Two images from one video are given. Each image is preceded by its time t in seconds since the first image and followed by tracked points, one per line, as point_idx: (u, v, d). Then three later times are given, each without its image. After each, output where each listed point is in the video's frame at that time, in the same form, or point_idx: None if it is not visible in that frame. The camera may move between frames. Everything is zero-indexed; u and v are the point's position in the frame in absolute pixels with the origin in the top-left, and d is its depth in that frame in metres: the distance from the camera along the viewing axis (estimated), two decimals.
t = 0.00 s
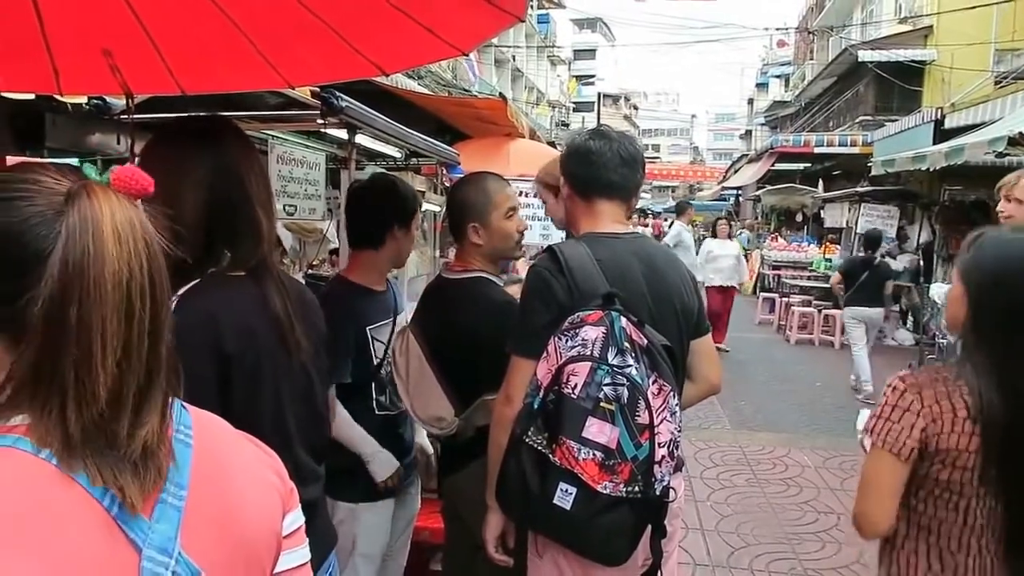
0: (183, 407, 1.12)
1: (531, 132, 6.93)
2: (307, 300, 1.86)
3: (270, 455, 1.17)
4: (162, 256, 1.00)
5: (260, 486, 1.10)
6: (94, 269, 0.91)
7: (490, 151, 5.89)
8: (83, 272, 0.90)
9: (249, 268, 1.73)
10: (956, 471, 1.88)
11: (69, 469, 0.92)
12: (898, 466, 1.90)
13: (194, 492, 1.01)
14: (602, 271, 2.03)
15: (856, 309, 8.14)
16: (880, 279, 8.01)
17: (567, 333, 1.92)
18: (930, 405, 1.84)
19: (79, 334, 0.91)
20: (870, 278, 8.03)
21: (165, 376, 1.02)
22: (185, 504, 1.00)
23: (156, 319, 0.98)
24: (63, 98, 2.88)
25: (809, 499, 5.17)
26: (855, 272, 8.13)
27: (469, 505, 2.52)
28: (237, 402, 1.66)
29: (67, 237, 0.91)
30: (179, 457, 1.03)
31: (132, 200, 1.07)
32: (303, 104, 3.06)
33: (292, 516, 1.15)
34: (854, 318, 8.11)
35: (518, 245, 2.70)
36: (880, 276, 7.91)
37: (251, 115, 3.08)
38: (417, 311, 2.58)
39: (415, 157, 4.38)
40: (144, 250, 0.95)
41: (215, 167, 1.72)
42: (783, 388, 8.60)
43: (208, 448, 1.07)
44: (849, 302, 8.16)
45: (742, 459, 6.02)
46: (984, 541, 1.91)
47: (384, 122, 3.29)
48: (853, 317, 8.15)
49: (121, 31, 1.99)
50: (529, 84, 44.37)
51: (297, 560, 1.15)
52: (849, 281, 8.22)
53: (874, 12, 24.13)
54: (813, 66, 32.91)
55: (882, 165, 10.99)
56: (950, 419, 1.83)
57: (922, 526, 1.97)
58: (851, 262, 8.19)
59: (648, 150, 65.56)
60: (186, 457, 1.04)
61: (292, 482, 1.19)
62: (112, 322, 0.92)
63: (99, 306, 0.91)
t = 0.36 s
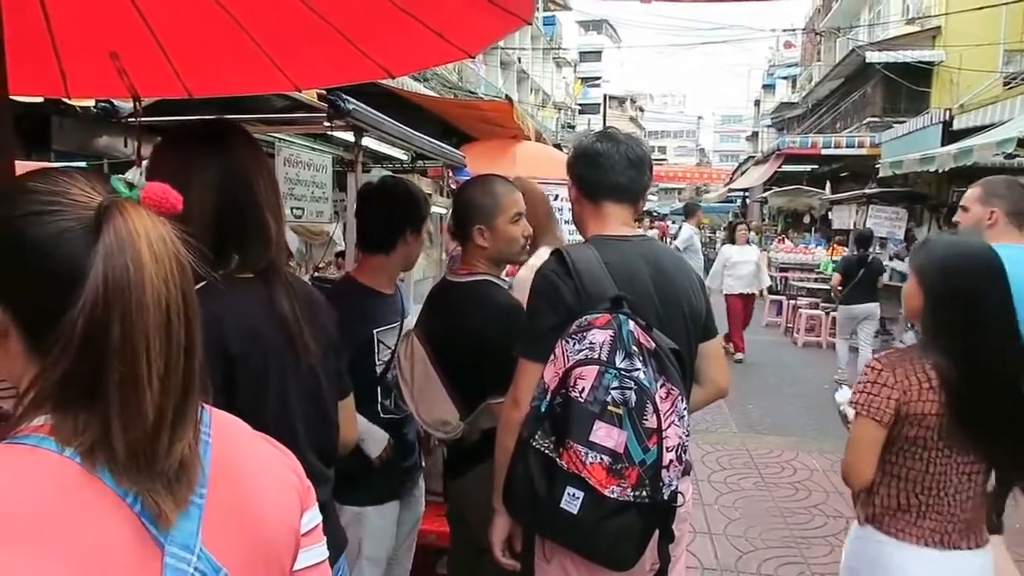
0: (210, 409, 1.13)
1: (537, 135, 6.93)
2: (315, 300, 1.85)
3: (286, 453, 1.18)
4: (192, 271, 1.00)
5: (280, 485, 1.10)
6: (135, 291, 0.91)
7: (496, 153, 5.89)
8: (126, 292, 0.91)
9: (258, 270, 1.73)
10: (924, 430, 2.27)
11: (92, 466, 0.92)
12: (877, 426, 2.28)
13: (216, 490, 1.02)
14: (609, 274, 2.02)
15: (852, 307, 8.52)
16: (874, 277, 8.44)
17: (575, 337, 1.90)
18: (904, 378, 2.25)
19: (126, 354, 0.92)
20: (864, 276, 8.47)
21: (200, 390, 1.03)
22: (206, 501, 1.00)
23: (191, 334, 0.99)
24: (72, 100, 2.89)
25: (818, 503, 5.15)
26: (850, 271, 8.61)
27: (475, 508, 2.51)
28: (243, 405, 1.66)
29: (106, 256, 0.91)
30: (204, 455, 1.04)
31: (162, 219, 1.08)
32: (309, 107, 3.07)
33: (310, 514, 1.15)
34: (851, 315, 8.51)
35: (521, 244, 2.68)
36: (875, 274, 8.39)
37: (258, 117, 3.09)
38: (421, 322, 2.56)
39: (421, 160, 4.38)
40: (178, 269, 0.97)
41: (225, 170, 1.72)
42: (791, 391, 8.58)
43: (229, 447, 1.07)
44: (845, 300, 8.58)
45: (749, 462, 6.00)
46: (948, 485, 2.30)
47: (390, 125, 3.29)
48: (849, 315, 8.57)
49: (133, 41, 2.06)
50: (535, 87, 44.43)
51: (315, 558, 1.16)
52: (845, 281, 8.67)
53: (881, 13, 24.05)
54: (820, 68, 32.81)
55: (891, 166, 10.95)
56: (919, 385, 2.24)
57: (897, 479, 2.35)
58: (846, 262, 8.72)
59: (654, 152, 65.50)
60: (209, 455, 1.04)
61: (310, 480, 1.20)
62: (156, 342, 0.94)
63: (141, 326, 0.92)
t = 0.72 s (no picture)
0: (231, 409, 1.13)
1: (550, 138, 6.92)
2: (331, 303, 1.85)
3: (309, 455, 1.18)
4: (204, 278, 1.00)
5: (298, 486, 1.10)
6: (139, 299, 0.92)
7: (509, 156, 5.88)
8: (129, 300, 0.91)
9: (272, 273, 1.73)
10: (899, 396, 2.70)
11: (125, 466, 0.93)
12: (857, 392, 2.70)
13: (239, 490, 1.03)
14: (623, 278, 2.00)
15: (848, 304, 8.49)
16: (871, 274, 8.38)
17: (587, 341, 1.89)
18: (881, 352, 2.68)
19: (130, 359, 0.92)
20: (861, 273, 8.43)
21: (215, 395, 1.02)
22: (232, 499, 1.01)
23: (202, 341, 0.98)
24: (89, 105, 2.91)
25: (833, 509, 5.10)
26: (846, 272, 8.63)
27: (488, 514, 2.49)
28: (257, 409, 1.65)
29: (110, 263, 0.92)
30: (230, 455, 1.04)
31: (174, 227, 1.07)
32: (322, 109, 3.07)
33: (331, 513, 1.16)
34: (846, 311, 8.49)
35: (541, 250, 2.70)
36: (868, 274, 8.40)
37: (271, 120, 3.10)
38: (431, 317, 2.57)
39: (434, 163, 4.37)
40: (186, 277, 0.96)
41: (241, 172, 1.72)
42: (806, 396, 8.50)
43: (248, 448, 1.07)
44: (841, 297, 8.53)
45: (764, 467, 5.95)
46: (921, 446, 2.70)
47: (402, 127, 3.28)
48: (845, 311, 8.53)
49: (151, 50, 2.12)
50: (547, 90, 44.43)
51: (335, 556, 1.16)
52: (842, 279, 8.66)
53: (897, 14, 23.87)
54: (834, 70, 32.61)
55: (906, 169, 10.84)
56: (893, 358, 2.67)
57: (876, 440, 2.76)
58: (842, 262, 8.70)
59: (667, 155, 65.32)
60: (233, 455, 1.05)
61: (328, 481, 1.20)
62: (158, 348, 0.93)
63: (146, 333, 0.92)
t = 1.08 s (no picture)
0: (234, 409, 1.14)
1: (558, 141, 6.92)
2: (339, 306, 1.85)
3: (312, 458, 1.19)
4: (205, 279, 1.00)
5: (304, 486, 1.11)
6: (137, 298, 0.92)
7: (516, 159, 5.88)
8: (128, 300, 0.92)
9: (280, 276, 1.73)
10: (886, 372, 3.00)
11: (134, 466, 0.93)
12: (852, 371, 2.98)
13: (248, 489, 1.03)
14: (631, 281, 2.00)
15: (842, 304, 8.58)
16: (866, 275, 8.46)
17: (595, 344, 1.89)
18: (869, 336, 2.97)
19: (127, 358, 0.93)
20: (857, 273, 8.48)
21: (215, 394, 1.03)
22: (241, 499, 1.02)
23: (201, 341, 0.98)
24: (99, 108, 2.92)
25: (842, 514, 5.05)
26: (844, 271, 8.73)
27: (495, 516, 2.49)
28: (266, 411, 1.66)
29: (110, 263, 0.93)
30: (235, 457, 1.05)
31: (174, 226, 1.06)
32: (330, 112, 3.08)
33: (333, 513, 1.16)
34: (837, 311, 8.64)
35: (551, 252, 2.71)
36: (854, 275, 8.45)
37: (280, 123, 3.11)
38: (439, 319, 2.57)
39: (442, 166, 4.37)
40: (186, 277, 0.96)
41: (248, 176, 1.72)
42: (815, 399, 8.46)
43: (254, 448, 1.08)
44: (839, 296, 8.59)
45: (772, 471, 5.92)
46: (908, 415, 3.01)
47: (410, 130, 3.29)
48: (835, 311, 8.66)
49: (160, 54, 2.14)
50: (555, 93, 44.45)
51: (338, 556, 1.16)
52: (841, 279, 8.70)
53: (907, 17, 23.77)
54: (843, 72, 32.50)
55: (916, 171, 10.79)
56: (879, 340, 2.98)
57: (869, 413, 3.03)
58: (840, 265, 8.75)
59: (675, 157, 65.20)
60: (240, 456, 1.05)
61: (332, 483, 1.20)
62: (157, 348, 0.94)
63: (143, 332, 0.93)
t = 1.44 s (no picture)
0: (229, 409, 1.13)
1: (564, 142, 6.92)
2: (349, 307, 1.85)
3: (314, 460, 1.17)
4: (193, 274, 0.99)
5: (305, 487, 1.09)
6: (121, 295, 0.91)
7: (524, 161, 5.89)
8: (112, 296, 0.91)
9: (293, 276, 1.73)
10: (858, 350, 3.27)
11: (124, 467, 0.93)
12: (827, 348, 3.24)
13: (245, 490, 1.02)
14: (641, 282, 1.99)
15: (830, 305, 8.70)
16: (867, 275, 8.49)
17: (605, 346, 1.89)
18: (842, 318, 3.25)
19: (111, 356, 0.92)
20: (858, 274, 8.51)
21: (206, 392, 1.02)
22: (236, 501, 1.01)
23: (189, 339, 0.97)
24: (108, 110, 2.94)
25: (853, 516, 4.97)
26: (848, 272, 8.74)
27: (504, 517, 2.49)
28: (276, 412, 1.66)
29: (95, 260, 0.92)
30: (231, 458, 1.04)
31: (164, 223, 1.04)
32: (338, 113, 3.09)
33: (335, 518, 1.15)
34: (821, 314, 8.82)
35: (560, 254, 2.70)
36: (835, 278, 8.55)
37: (288, 124, 3.12)
38: (448, 321, 2.57)
39: (449, 167, 4.37)
40: (173, 273, 0.95)
41: (259, 176, 1.73)
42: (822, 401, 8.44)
43: (255, 449, 1.07)
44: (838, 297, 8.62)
45: (780, 473, 5.90)
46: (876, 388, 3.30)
47: (418, 131, 3.29)
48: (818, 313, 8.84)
49: (170, 56, 2.15)
50: (561, 94, 44.44)
51: (340, 561, 1.15)
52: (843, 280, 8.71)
53: (914, 18, 23.71)
54: (850, 73, 32.40)
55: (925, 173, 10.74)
56: (852, 320, 3.24)
57: (840, 387, 3.30)
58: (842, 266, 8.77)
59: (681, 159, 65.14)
60: (237, 457, 1.04)
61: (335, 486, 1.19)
62: (141, 345, 0.92)
63: (127, 329, 0.92)
